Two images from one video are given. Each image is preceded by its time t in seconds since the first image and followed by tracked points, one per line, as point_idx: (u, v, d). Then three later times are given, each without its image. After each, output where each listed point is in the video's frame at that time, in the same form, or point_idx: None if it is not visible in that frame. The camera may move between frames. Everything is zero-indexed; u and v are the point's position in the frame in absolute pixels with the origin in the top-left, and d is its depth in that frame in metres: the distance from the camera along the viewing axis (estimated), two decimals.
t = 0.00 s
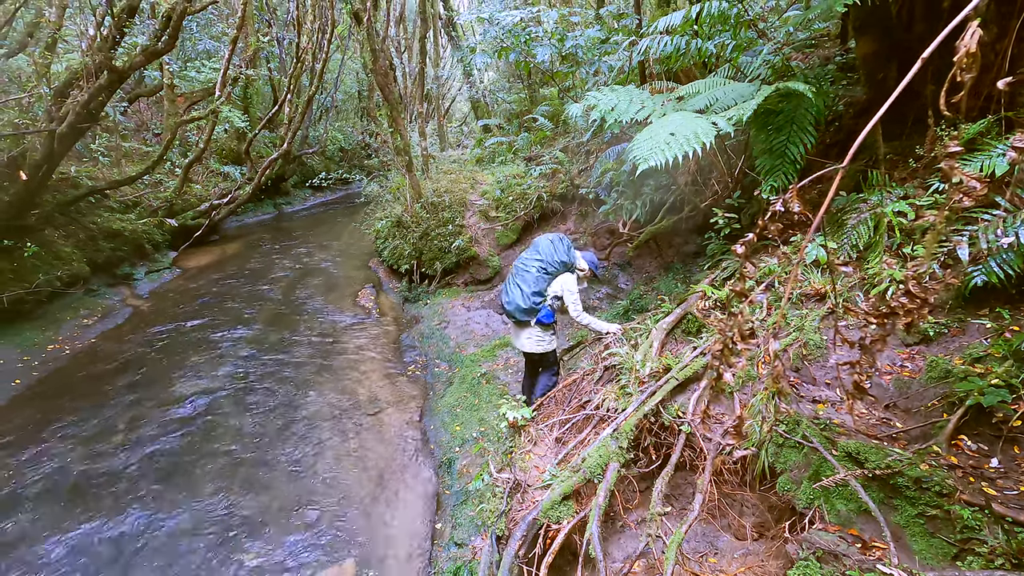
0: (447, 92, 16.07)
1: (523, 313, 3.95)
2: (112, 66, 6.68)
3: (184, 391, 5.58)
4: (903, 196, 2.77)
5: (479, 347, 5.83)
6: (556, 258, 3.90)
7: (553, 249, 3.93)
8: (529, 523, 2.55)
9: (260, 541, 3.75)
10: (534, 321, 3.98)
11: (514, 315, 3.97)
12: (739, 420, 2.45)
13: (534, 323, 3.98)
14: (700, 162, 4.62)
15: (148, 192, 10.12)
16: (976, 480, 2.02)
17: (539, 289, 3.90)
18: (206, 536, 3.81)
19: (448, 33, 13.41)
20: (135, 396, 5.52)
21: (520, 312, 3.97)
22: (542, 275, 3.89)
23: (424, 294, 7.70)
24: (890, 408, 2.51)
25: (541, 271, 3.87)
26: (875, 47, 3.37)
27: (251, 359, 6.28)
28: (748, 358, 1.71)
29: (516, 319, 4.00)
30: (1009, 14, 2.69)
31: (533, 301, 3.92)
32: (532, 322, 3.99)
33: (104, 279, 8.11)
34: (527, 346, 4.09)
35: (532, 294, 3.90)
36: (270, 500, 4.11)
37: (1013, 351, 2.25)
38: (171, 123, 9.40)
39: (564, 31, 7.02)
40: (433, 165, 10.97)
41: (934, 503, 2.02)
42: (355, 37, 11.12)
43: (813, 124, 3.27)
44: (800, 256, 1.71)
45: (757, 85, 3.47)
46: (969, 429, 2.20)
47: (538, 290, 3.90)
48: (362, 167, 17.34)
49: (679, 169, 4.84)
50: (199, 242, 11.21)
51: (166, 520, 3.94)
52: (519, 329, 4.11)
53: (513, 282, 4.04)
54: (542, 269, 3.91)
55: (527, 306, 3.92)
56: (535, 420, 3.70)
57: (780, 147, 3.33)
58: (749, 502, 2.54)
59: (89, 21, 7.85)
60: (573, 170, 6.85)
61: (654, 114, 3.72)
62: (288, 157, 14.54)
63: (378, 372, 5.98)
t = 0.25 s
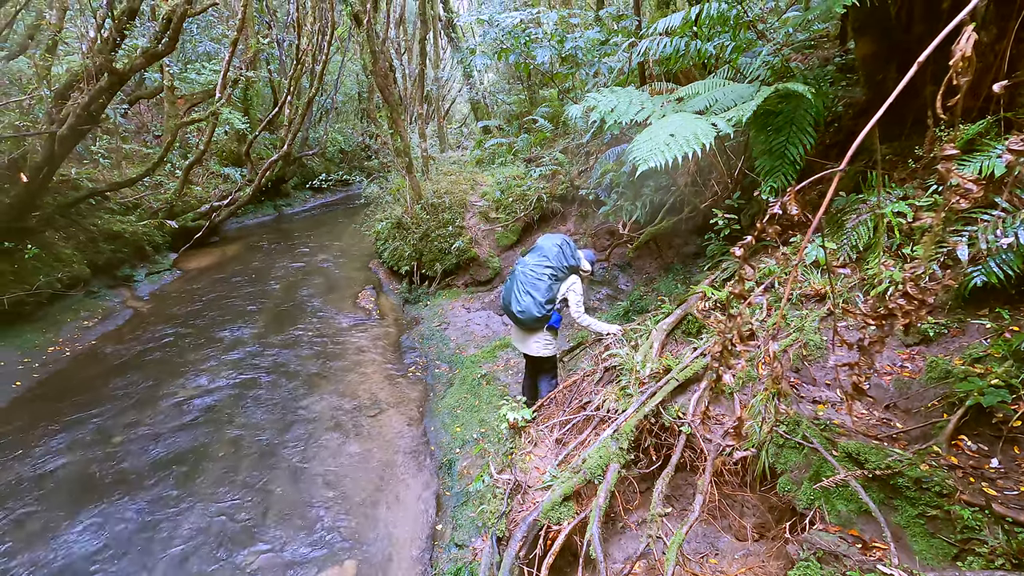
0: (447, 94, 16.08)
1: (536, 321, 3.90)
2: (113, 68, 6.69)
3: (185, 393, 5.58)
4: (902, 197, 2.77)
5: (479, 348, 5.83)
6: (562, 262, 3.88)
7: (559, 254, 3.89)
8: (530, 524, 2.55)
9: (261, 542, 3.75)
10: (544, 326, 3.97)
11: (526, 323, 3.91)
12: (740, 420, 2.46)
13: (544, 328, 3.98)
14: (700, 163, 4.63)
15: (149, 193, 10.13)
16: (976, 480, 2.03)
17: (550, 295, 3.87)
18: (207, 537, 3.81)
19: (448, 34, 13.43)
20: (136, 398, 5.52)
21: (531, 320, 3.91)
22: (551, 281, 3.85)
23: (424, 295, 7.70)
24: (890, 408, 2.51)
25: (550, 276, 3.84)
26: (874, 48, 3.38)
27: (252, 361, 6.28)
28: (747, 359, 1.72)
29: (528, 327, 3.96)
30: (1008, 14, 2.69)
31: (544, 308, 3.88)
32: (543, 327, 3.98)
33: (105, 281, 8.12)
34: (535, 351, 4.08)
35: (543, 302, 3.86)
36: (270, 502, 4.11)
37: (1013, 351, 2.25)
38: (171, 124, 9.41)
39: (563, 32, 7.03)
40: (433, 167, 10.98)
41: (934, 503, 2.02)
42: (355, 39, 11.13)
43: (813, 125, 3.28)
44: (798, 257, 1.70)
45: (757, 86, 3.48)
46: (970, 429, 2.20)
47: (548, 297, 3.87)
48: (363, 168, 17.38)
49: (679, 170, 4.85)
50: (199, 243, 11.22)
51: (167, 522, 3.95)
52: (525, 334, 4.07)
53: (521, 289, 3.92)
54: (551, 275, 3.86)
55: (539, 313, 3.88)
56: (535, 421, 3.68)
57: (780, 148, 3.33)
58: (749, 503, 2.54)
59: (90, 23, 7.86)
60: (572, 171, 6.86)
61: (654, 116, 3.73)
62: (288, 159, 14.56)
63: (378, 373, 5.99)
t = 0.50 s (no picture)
0: (447, 94, 16.09)
1: (549, 326, 3.90)
2: (114, 68, 6.71)
3: (185, 393, 5.59)
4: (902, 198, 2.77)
5: (479, 349, 5.83)
6: (570, 265, 3.86)
7: (567, 258, 3.85)
8: (530, 524, 2.55)
9: (262, 542, 3.76)
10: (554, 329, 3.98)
11: (540, 330, 3.90)
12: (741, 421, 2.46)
13: (552, 332, 4.02)
14: (700, 163, 4.63)
15: (149, 194, 10.14)
16: (976, 481, 2.03)
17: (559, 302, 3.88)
18: (207, 538, 3.80)
19: (449, 35, 13.44)
20: (136, 398, 5.52)
21: (542, 327, 3.92)
22: (562, 286, 3.84)
23: (424, 295, 7.71)
24: (890, 409, 2.51)
25: (562, 282, 3.82)
26: (874, 49, 3.38)
27: (252, 361, 6.29)
28: (748, 359, 1.71)
29: (540, 333, 3.95)
30: (1008, 15, 2.69)
31: (556, 313, 3.88)
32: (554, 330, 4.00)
33: (105, 281, 8.12)
34: (543, 353, 4.10)
35: (555, 307, 3.85)
36: (270, 502, 4.11)
37: (1013, 352, 2.25)
38: (172, 125, 9.42)
39: (564, 33, 7.04)
40: (434, 167, 10.99)
41: (935, 504, 2.02)
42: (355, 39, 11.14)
43: (813, 125, 3.28)
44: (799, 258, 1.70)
45: (757, 87, 3.48)
46: (970, 430, 2.20)
47: (560, 302, 3.87)
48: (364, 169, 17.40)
49: (679, 171, 4.86)
50: (200, 244, 11.22)
51: (167, 522, 3.95)
52: (532, 338, 4.07)
53: (532, 298, 3.85)
54: (561, 281, 3.84)
55: (552, 319, 3.88)
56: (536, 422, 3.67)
57: (780, 149, 3.33)
58: (749, 503, 2.53)
59: (90, 24, 7.87)
60: (573, 171, 6.86)
61: (654, 116, 3.73)
62: (289, 160, 14.57)
63: (379, 373, 5.99)
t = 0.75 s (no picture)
0: (447, 93, 16.08)
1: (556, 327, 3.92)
2: (113, 66, 6.69)
3: (185, 391, 5.58)
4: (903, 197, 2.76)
5: (479, 348, 5.83)
6: (575, 267, 3.85)
7: (571, 259, 3.83)
8: (529, 523, 2.55)
9: (261, 540, 3.76)
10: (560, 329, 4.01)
11: (548, 332, 3.92)
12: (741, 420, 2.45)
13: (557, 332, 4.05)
14: (700, 162, 4.63)
15: (149, 192, 10.12)
16: (976, 480, 2.03)
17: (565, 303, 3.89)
18: (207, 536, 3.80)
19: (449, 33, 13.42)
20: (135, 396, 5.52)
21: (548, 329, 3.94)
22: (568, 288, 3.84)
23: (424, 294, 7.70)
24: (890, 408, 2.52)
25: (568, 284, 3.82)
26: (874, 48, 3.37)
27: (251, 360, 6.28)
28: (749, 357, 1.71)
29: (547, 334, 3.97)
30: (1009, 13, 2.69)
31: (562, 315, 3.90)
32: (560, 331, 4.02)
33: (105, 280, 8.11)
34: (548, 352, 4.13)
35: (563, 309, 3.86)
36: (270, 501, 4.11)
37: (1013, 351, 2.25)
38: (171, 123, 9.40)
39: (564, 31, 7.03)
40: (433, 166, 10.97)
41: (934, 503, 2.02)
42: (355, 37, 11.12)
43: (814, 124, 3.27)
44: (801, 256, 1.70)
45: (757, 86, 3.47)
46: (970, 429, 2.21)
47: (566, 303, 3.88)
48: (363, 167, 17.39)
49: (679, 170, 4.85)
50: (199, 242, 11.21)
51: (167, 520, 3.95)
52: (536, 339, 4.09)
53: (538, 301, 3.84)
54: (567, 282, 3.83)
55: (559, 320, 3.90)
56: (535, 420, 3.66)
57: (780, 148, 3.33)
58: (749, 502, 2.53)
59: (89, 21, 7.85)
60: (573, 170, 6.85)
61: (655, 115, 3.72)
62: (288, 158, 14.55)
63: (378, 372, 5.99)
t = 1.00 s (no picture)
0: (447, 91, 16.06)
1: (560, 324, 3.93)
2: (111, 64, 6.68)
3: (184, 390, 5.58)
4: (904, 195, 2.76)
5: (478, 346, 5.82)
6: (576, 263, 3.86)
7: (573, 256, 3.84)
8: (529, 522, 2.55)
9: (261, 538, 3.76)
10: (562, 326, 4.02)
11: (551, 329, 3.92)
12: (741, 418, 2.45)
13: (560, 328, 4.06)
14: (700, 160, 4.63)
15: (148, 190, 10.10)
16: (975, 478, 2.03)
17: (567, 300, 3.90)
18: (207, 535, 3.80)
19: (448, 31, 13.40)
20: (135, 395, 5.51)
21: (551, 326, 3.94)
22: (571, 284, 3.85)
23: (423, 292, 7.70)
24: (889, 406, 2.52)
25: (570, 281, 3.83)
26: (875, 45, 3.36)
27: (251, 358, 6.28)
28: (750, 356, 1.70)
29: (550, 331, 3.98)
30: (1010, 11, 2.68)
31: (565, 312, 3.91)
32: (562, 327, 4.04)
33: (104, 278, 8.10)
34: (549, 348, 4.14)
35: (566, 305, 3.87)
36: (270, 499, 4.11)
37: (1013, 349, 2.25)
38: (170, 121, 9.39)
39: (563, 29, 7.02)
40: (433, 164, 10.97)
41: (934, 500, 2.02)
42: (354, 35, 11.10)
43: (814, 122, 3.27)
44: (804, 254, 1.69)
45: (757, 84, 3.47)
46: (969, 427, 2.21)
47: (569, 300, 3.89)
48: (362, 166, 17.37)
49: (678, 168, 4.85)
50: (198, 240, 11.19)
51: (166, 519, 3.94)
52: (538, 337, 4.09)
53: (541, 298, 3.84)
54: (569, 279, 3.84)
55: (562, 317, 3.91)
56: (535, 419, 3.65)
57: (780, 146, 3.33)
58: (748, 500, 2.53)
59: (88, 19, 7.83)
60: (572, 168, 6.84)
61: (655, 113, 3.72)
62: (287, 156, 14.53)
63: (378, 370, 5.99)
